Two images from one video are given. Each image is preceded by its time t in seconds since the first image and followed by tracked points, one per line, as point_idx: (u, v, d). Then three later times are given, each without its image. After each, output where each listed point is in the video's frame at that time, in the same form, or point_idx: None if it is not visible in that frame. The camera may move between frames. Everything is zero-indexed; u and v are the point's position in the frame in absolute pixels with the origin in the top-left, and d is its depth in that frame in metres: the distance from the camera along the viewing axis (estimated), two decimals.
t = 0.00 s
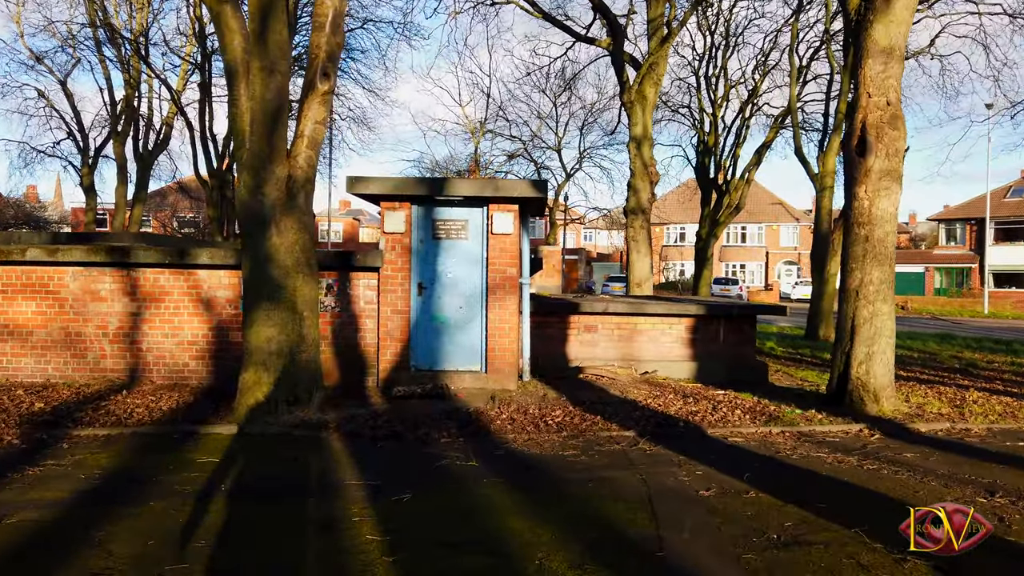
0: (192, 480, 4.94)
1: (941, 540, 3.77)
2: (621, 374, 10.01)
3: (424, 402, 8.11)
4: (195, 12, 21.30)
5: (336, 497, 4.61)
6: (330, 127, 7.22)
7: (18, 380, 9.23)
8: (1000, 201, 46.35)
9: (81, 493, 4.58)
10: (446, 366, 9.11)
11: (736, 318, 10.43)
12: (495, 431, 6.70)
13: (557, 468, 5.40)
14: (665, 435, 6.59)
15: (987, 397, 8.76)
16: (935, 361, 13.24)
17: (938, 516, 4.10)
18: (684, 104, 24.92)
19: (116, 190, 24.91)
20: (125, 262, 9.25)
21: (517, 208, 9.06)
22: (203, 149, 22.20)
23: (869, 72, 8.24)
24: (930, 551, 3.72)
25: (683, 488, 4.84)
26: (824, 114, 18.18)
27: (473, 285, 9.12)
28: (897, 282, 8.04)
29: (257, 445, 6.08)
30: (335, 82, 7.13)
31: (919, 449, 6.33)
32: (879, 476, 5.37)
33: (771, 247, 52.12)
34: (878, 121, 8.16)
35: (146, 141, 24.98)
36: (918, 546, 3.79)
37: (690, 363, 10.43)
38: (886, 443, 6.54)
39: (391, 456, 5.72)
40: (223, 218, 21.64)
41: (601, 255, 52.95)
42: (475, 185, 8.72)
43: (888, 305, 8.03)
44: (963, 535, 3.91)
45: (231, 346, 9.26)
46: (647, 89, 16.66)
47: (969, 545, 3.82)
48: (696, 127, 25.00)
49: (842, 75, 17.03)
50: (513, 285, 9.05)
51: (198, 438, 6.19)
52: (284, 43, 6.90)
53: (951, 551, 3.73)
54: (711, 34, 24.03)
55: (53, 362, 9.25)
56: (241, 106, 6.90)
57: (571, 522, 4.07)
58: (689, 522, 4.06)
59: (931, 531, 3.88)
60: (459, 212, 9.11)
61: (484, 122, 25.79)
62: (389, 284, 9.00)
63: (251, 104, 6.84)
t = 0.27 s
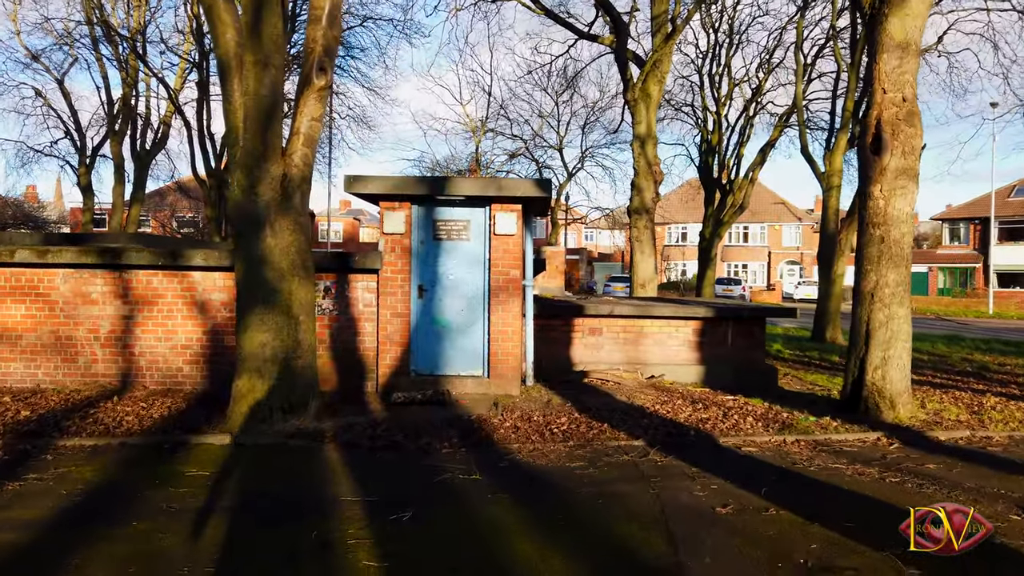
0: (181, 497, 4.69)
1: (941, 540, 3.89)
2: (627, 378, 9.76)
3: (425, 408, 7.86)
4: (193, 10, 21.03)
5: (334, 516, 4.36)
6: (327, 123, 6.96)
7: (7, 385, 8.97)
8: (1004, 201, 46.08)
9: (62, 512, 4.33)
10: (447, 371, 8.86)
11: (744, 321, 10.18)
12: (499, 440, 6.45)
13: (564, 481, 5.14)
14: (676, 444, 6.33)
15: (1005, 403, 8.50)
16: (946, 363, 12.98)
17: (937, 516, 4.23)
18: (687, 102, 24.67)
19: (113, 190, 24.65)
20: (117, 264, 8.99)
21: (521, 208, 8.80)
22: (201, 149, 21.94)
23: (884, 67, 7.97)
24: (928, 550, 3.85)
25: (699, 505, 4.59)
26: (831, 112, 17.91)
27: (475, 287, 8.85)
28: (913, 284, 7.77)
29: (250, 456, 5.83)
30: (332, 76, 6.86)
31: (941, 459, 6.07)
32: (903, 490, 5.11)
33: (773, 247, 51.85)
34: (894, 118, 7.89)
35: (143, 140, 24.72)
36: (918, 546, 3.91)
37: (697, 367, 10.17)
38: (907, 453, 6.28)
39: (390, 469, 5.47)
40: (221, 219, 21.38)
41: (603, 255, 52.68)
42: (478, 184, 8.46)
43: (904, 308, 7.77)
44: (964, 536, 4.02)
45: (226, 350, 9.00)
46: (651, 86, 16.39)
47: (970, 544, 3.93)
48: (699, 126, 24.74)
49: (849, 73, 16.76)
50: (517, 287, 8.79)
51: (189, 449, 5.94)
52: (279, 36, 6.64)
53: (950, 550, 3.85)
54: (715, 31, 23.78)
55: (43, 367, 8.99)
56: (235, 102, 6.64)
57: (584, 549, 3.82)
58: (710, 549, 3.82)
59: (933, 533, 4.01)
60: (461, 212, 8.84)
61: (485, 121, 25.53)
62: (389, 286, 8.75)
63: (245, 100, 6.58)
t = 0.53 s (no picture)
0: (170, 510, 4.44)
1: (941, 540, 3.92)
2: (634, 380, 9.51)
3: (428, 412, 7.61)
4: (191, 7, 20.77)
5: (333, 531, 4.11)
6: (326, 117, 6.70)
7: None
8: (1008, 200, 45.83)
9: (43, 527, 4.08)
10: (450, 373, 8.60)
11: (754, 321, 9.94)
12: (505, 445, 6.20)
13: (575, 492, 4.89)
14: (689, 451, 6.07)
15: None
16: (958, 365, 12.74)
17: (938, 516, 4.28)
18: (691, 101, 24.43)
19: (111, 189, 24.40)
20: (110, 263, 8.73)
21: (526, 206, 8.55)
22: (199, 147, 21.69)
23: (902, 60, 7.72)
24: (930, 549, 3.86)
25: (720, 518, 4.34)
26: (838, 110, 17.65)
27: (478, 288, 8.60)
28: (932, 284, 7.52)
29: (246, 464, 5.57)
30: (331, 69, 6.61)
31: (966, 467, 5.82)
32: (931, 502, 4.86)
33: (775, 247, 51.60)
34: (912, 112, 7.63)
35: (142, 139, 24.47)
36: (919, 546, 3.95)
37: (707, 369, 9.92)
38: (930, 460, 6.03)
39: (392, 478, 5.22)
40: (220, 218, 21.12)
41: (604, 254, 52.44)
42: (481, 181, 8.21)
43: (922, 309, 7.52)
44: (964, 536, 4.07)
45: (222, 352, 8.75)
46: (656, 83, 16.13)
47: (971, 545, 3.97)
48: (703, 124, 24.50)
49: (857, 70, 16.51)
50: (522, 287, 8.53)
51: (182, 457, 5.68)
52: (275, 26, 6.38)
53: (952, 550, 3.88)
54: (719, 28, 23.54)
55: (35, 370, 8.74)
56: (230, 95, 6.38)
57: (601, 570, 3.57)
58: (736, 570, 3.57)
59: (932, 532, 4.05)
60: (464, 209, 8.59)
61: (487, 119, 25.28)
62: (390, 286, 8.49)
63: (240, 93, 6.32)
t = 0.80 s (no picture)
0: (158, 524, 4.19)
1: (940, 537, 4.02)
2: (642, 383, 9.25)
3: (430, 417, 7.34)
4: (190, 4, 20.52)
5: (331, 548, 3.86)
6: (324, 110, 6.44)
7: None
8: (1012, 200, 45.58)
9: (20, 544, 3.82)
10: (452, 376, 8.34)
11: (765, 322, 9.68)
12: (512, 453, 5.93)
13: (587, 504, 4.63)
14: (704, 459, 5.81)
15: None
16: (971, 367, 12.49)
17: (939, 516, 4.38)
18: (694, 99, 24.18)
19: (109, 188, 24.16)
20: (103, 263, 8.47)
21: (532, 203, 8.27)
22: (198, 146, 21.43)
23: (920, 52, 7.45)
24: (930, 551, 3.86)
25: (743, 533, 4.09)
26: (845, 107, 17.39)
27: (482, 288, 8.34)
28: (953, 284, 7.25)
29: (239, 473, 5.31)
30: (330, 60, 6.34)
31: (995, 476, 5.56)
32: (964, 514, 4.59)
33: (778, 247, 51.32)
34: (931, 106, 7.36)
35: (140, 137, 24.23)
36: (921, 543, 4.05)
37: (716, 371, 9.65)
38: (956, 469, 5.77)
39: (394, 489, 4.97)
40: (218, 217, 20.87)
41: (606, 254, 52.19)
42: (486, 177, 7.92)
43: (943, 310, 7.25)
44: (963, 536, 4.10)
45: (218, 354, 8.49)
46: (661, 80, 15.87)
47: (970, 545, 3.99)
48: (707, 122, 24.25)
49: (865, 67, 16.24)
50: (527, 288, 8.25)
51: (173, 465, 5.42)
52: (271, 15, 6.11)
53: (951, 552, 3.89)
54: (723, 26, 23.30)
55: (25, 372, 8.49)
56: (224, 87, 6.12)
57: None
58: None
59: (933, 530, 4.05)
60: (468, 207, 8.32)
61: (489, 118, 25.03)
62: (391, 286, 8.24)
63: (235, 84, 6.06)
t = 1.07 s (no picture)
0: (143, 548, 3.92)
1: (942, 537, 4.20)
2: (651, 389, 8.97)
3: (432, 426, 7.06)
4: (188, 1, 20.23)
5: None
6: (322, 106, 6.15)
7: None
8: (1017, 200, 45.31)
9: None
10: (455, 383, 8.06)
11: (777, 326, 9.40)
12: (519, 466, 5.65)
13: (601, 524, 4.36)
14: (721, 473, 5.53)
15: None
16: (985, 371, 12.22)
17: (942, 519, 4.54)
18: (699, 98, 23.91)
19: (106, 188, 23.86)
20: (94, 265, 8.19)
21: (538, 204, 7.99)
22: (196, 145, 21.14)
23: (942, 47, 7.16)
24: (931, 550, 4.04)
25: (771, 560, 3.82)
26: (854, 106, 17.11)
27: (486, 291, 8.06)
28: (976, 288, 6.97)
29: (232, 489, 5.04)
30: (329, 53, 6.06)
31: None
32: (1003, 537, 4.32)
33: (781, 247, 51.01)
34: (954, 103, 7.07)
35: (138, 137, 23.95)
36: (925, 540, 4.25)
37: (727, 376, 9.38)
38: (986, 483, 5.49)
39: (397, 507, 4.70)
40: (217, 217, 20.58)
41: (608, 255, 51.91)
42: (490, 177, 7.63)
43: (966, 315, 6.97)
44: (962, 536, 4.31)
45: (213, 360, 8.21)
46: (667, 78, 15.59)
47: (970, 546, 4.18)
48: (711, 122, 23.98)
49: (875, 65, 15.96)
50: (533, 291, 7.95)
51: (162, 480, 5.15)
52: (267, 7, 5.83)
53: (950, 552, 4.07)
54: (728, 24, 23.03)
55: (14, 378, 8.21)
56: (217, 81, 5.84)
57: None
58: None
59: (933, 530, 4.27)
60: (472, 207, 8.05)
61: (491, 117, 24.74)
62: (391, 289, 7.96)
63: (228, 79, 5.78)
